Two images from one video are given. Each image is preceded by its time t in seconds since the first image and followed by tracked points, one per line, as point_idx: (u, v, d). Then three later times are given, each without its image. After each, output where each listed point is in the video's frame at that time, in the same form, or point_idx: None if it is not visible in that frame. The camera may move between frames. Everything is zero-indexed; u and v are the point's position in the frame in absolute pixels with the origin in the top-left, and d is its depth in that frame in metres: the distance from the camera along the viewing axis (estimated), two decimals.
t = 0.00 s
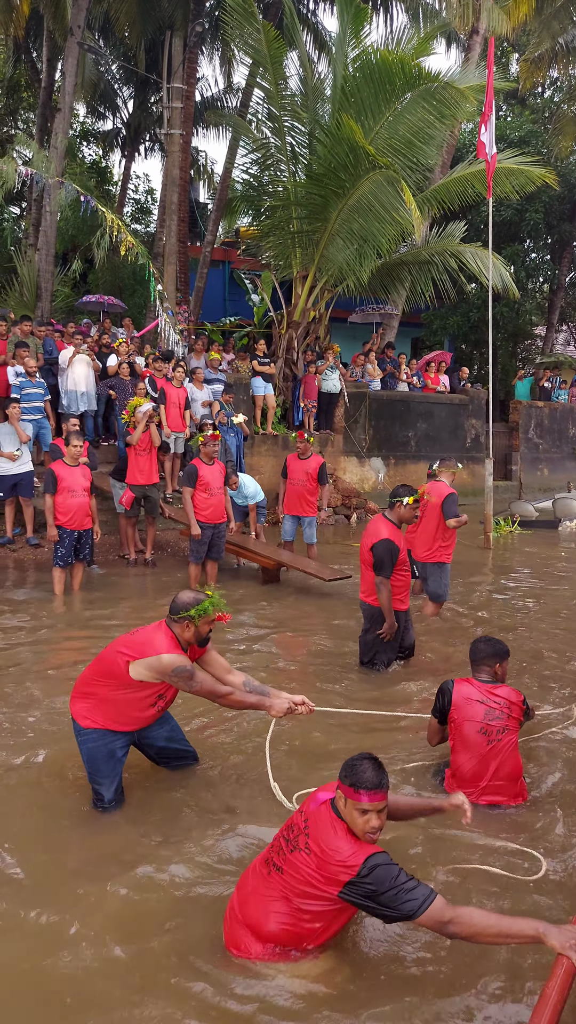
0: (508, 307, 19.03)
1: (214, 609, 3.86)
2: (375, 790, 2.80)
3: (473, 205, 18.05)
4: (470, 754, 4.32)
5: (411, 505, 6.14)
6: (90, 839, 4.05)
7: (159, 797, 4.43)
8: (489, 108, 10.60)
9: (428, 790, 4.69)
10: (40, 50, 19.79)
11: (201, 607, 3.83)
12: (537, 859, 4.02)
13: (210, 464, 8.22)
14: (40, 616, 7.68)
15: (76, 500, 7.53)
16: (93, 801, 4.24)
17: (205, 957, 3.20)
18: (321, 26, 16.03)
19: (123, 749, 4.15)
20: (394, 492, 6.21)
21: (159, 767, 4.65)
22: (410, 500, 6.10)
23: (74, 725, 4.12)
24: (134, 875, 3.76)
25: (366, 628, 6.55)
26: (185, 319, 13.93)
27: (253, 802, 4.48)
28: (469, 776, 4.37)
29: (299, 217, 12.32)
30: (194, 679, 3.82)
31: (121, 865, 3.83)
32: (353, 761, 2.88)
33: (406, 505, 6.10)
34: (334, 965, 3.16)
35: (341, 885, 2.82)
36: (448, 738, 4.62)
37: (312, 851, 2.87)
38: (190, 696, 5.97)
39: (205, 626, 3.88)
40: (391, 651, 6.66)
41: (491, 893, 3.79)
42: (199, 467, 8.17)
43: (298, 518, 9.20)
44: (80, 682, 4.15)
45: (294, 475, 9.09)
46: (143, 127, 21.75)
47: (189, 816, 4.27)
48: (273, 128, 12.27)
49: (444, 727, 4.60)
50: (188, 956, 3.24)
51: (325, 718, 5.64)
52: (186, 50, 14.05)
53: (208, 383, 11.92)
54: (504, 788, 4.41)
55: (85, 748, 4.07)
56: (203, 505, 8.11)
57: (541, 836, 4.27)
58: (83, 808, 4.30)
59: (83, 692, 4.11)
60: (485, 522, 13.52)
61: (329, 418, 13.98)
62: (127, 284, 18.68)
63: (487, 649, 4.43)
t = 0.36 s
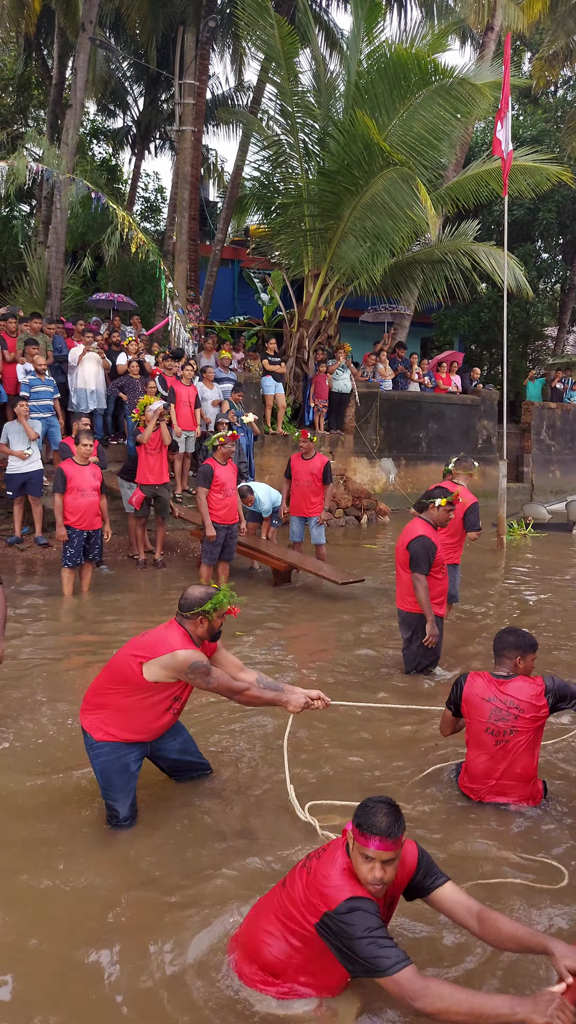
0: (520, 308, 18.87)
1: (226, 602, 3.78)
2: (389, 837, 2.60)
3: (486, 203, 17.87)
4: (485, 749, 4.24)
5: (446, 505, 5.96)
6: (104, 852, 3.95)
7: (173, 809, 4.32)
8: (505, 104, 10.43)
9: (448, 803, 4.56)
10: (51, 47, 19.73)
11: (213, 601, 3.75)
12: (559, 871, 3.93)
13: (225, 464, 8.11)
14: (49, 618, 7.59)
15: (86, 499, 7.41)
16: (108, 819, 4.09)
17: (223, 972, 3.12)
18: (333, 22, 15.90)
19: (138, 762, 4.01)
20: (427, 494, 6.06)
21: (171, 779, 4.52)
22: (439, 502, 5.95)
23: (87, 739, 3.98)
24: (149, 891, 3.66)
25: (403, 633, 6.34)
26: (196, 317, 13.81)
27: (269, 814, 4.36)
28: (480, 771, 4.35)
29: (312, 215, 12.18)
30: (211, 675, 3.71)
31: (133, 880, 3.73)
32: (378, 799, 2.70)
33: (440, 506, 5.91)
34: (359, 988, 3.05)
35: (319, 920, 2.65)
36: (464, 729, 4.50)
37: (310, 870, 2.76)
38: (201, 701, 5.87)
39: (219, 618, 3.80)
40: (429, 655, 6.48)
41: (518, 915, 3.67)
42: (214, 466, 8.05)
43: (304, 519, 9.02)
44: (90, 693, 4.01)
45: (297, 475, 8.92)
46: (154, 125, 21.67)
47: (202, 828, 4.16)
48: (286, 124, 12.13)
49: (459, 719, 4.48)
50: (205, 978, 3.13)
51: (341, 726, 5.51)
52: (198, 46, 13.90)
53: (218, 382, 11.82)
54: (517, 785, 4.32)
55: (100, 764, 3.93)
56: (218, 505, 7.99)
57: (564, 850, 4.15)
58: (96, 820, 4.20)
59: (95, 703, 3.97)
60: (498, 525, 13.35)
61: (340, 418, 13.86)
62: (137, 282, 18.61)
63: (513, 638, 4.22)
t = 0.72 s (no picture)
0: (528, 304, 18.71)
1: (247, 609, 3.65)
2: (365, 829, 2.56)
3: (494, 198, 17.71)
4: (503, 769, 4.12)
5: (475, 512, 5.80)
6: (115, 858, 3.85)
7: (186, 816, 4.22)
8: (516, 97, 10.28)
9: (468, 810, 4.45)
10: (56, 44, 19.63)
11: (234, 607, 3.62)
12: None
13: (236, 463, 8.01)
14: (56, 617, 7.50)
15: (93, 498, 7.30)
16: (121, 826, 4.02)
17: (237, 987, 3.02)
18: (340, 16, 15.77)
19: (152, 770, 3.93)
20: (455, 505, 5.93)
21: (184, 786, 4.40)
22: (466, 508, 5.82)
23: (101, 745, 3.90)
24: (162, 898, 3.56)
25: (426, 641, 6.05)
26: (203, 314, 13.68)
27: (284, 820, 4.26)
28: (494, 794, 4.22)
29: (319, 210, 12.05)
30: (231, 686, 3.59)
31: (144, 887, 3.63)
32: (356, 792, 2.65)
33: (469, 512, 5.77)
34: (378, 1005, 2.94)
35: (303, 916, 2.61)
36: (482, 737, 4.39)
37: (293, 870, 2.72)
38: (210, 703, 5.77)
39: (242, 626, 3.69)
40: (458, 665, 6.08)
41: (542, 925, 3.56)
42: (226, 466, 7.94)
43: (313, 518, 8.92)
44: (105, 697, 3.93)
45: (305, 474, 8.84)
46: (159, 122, 21.57)
47: (213, 834, 4.06)
48: (293, 119, 12.00)
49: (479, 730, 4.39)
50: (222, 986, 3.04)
51: (355, 729, 5.40)
52: (204, 41, 13.76)
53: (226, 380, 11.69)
54: (530, 813, 4.19)
55: (114, 771, 3.85)
56: (231, 505, 7.90)
57: None
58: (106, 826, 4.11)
59: (110, 709, 3.88)
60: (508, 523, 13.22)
61: (347, 415, 13.74)
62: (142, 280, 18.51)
63: (537, 662, 4.00)
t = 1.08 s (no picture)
0: (531, 299, 18.56)
1: (267, 610, 3.51)
2: (354, 793, 2.70)
3: (497, 192, 17.54)
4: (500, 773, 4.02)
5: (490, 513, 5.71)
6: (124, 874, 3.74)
7: (197, 826, 4.10)
8: (522, 89, 10.14)
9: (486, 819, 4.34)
10: (54, 40, 19.47)
11: (255, 609, 3.50)
12: None
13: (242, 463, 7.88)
14: (60, 618, 7.40)
15: (96, 498, 7.20)
16: (136, 836, 3.86)
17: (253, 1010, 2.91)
18: (340, 10, 15.61)
19: (167, 779, 3.76)
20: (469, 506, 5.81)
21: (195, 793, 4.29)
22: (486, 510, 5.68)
23: (115, 751, 3.73)
24: (175, 914, 3.45)
25: (440, 643, 5.91)
26: (205, 311, 13.56)
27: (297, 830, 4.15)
28: (490, 799, 4.13)
29: (322, 205, 11.92)
30: (250, 690, 3.43)
31: (155, 903, 3.53)
32: (330, 765, 2.79)
33: (488, 513, 5.67)
34: None
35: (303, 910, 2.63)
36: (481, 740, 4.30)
37: (279, 878, 2.72)
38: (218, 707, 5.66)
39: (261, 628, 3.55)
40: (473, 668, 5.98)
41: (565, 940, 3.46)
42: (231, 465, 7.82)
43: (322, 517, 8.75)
44: (118, 701, 3.76)
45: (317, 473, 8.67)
46: (158, 119, 21.43)
47: (224, 845, 3.96)
48: (295, 114, 11.87)
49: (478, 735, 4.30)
50: (238, 1008, 2.94)
51: (367, 733, 5.29)
52: (204, 35, 13.61)
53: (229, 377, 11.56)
54: (528, 817, 4.10)
55: (129, 777, 3.68)
56: (232, 503, 7.78)
57: None
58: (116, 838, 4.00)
59: (124, 713, 3.72)
60: (515, 520, 13.11)
61: (351, 413, 13.60)
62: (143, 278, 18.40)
63: (531, 666, 3.89)
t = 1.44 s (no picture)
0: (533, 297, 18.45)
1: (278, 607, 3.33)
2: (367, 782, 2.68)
3: (498, 189, 17.42)
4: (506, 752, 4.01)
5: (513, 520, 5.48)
6: (134, 890, 3.64)
7: (207, 841, 3.98)
8: (526, 83, 10.01)
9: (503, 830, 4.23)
10: (51, 38, 19.30)
11: (263, 606, 3.31)
12: None
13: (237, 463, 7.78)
14: (62, 622, 7.28)
15: (98, 500, 7.08)
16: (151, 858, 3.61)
17: None
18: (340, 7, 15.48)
19: (182, 794, 3.53)
20: (488, 511, 5.64)
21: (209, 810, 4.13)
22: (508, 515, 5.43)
23: (128, 767, 3.47)
24: (187, 935, 3.34)
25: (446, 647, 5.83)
26: (205, 309, 13.43)
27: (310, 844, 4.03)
28: (498, 779, 4.10)
29: (323, 202, 11.79)
30: (268, 695, 3.24)
31: (165, 924, 3.42)
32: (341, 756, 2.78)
33: (505, 520, 5.41)
34: None
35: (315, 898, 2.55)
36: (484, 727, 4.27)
37: (299, 876, 2.64)
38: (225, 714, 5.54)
39: (277, 626, 3.37)
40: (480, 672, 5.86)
41: None
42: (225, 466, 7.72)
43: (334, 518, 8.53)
44: (128, 715, 3.51)
45: (329, 474, 8.42)
46: (157, 117, 21.28)
47: (236, 860, 3.85)
48: (297, 110, 11.76)
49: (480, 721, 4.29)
50: None
51: (378, 739, 5.17)
52: (203, 29, 13.46)
53: (230, 376, 11.44)
54: (537, 795, 4.07)
55: (143, 795, 3.44)
56: (227, 504, 7.65)
57: None
58: (124, 855, 3.88)
59: (136, 727, 3.47)
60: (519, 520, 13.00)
61: (354, 412, 13.47)
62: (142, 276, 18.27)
63: (531, 644, 3.92)
